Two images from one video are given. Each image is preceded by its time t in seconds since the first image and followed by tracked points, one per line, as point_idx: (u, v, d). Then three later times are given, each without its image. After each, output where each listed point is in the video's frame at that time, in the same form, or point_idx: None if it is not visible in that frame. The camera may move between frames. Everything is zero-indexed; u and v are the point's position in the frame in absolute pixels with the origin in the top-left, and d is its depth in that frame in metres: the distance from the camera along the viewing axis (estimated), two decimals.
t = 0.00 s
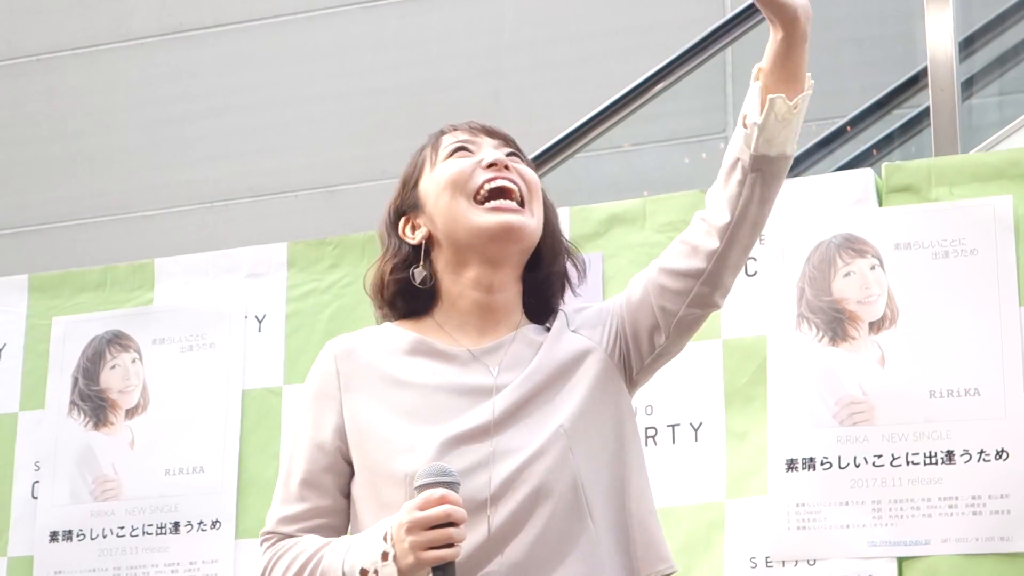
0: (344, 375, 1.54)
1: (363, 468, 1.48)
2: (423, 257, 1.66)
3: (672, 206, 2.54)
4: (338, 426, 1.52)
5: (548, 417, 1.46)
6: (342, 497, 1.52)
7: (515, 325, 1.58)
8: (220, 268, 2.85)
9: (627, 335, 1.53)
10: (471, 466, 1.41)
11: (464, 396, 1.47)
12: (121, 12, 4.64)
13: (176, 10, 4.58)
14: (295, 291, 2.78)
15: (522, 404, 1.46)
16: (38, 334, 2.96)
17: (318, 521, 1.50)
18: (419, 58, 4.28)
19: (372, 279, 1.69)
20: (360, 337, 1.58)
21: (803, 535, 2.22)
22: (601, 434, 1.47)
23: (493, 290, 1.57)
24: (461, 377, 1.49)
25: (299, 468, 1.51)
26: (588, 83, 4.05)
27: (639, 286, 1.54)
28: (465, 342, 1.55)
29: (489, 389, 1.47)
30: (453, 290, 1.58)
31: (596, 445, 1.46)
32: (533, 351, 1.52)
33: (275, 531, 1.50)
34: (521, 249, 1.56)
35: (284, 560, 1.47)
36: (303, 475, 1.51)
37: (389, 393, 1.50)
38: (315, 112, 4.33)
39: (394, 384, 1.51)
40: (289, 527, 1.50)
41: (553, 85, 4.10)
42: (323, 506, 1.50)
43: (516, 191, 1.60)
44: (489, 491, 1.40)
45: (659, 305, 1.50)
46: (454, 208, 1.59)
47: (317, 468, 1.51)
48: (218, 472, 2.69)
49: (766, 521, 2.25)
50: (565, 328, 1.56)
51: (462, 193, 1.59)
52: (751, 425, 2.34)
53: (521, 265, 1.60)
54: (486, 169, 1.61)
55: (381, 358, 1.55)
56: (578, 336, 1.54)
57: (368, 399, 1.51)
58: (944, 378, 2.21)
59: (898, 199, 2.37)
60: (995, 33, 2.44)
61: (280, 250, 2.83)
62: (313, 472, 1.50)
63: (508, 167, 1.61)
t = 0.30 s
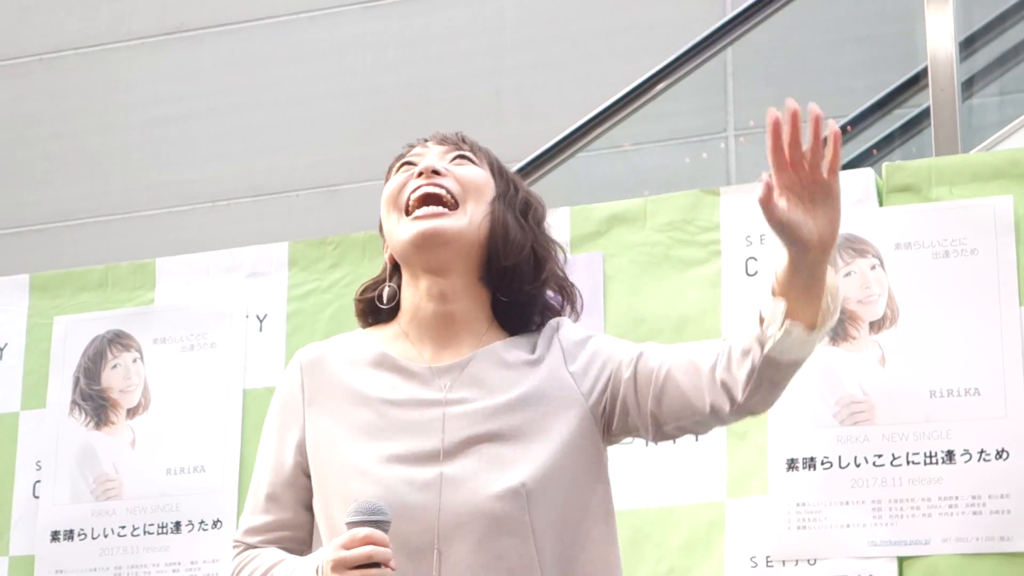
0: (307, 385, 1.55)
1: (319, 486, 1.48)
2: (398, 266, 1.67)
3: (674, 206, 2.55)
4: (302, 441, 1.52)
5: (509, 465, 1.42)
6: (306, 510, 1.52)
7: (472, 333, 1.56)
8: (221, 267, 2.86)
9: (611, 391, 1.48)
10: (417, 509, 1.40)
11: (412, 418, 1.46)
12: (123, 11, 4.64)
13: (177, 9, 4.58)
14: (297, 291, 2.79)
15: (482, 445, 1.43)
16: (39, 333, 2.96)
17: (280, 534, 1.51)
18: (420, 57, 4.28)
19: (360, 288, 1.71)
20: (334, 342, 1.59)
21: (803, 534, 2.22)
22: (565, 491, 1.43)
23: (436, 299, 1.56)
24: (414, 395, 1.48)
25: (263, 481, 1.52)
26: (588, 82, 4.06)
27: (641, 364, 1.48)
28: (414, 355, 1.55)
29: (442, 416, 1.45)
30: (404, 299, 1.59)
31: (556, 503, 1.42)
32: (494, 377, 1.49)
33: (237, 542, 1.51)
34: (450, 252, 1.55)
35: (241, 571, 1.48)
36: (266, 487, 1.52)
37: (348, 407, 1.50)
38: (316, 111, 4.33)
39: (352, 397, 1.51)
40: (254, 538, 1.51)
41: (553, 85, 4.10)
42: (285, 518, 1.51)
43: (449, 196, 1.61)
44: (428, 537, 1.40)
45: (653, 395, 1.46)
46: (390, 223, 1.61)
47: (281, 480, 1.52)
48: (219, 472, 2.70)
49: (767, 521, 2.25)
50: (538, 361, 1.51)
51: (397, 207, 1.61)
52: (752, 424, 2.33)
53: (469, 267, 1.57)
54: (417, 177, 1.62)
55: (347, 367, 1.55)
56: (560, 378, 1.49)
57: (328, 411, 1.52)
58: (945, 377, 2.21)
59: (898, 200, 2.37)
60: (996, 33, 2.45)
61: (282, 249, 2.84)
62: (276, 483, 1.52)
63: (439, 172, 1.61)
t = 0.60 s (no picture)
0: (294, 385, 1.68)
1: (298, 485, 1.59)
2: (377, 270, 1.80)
3: (676, 205, 2.54)
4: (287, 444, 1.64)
5: (463, 477, 1.52)
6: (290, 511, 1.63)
7: (446, 330, 1.68)
8: (222, 266, 2.85)
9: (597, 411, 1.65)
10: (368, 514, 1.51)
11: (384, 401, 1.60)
12: (123, 10, 4.63)
13: (178, 9, 4.58)
14: (298, 290, 2.78)
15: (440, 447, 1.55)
16: (40, 333, 2.96)
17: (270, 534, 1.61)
18: (421, 56, 4.28)
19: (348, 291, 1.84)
20: (321, 348, 1.70)
21: (805, 534, 2.22)
22: (510, 509, 1.52)
23: (411, 297, 1.68)
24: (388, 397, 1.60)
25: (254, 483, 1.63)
26: (590, 81, 4.05)
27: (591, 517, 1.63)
28: (395, 348, 1.67)
29: (410, 418, 1.57)
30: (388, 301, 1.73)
31: (502, 514, 1.51)
32: (457, 388, 1.60)
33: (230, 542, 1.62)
34: (420, 255, 1.65)
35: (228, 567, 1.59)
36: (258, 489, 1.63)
37: (330, 397, 1.63)
38: (318, 111, 4.33)
39: (332, 383, 1.65)
40: (242, 537, 1.61)
41: (554, 84, 4.10)
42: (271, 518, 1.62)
43: (420, 196, 1.70)
44: (382, 539, 1.50)
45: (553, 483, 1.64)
46: (366, 224, 1.71)
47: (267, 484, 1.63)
48: (220, 472, 2.70)
49: (769, 521, 2.25)
50: (497, 381, 1.61)
51: (373, 208, 1.71)
52: (754, 424, 2.32)
53: (442, 267, 1.68)
54: (391, 179, 1.72)
55: (332, 373, 1.66)
56: (529, 417, 1.59)
57: (313, 404, 1.64)
58: (946, 377, 2.21)
59: (900, 199, 2.37)
60: (997, 33, 2.44)
61: (282, 248, 2.83)
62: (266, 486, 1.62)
63: (411, 173, 1.71)
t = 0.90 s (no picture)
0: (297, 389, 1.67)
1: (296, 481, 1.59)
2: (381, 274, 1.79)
3: (676, 204, 2.54)
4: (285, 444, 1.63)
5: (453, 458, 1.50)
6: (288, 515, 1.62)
7: (444, 327, 1.64)
8: (221, 265, 2.85)
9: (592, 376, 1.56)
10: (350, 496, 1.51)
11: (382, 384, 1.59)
12: (123, 9, 4.63)
13: (178, 8, 4.57)
14: (298, 290, 2.78)
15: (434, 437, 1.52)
16: (39, 332, 2.95)
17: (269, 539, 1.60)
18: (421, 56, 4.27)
19: (355, 294, 1.84)
20: (329, 357, 1.70)
21: (804, 534, 2.21)
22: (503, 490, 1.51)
23: (410, 292, 1.65)
24: (385, 382, 1.59)
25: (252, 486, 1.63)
26: (590, 81, 4.05)
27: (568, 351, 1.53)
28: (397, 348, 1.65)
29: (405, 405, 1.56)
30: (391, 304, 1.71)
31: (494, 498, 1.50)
32: (453, 374, 1.58)
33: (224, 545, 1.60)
34: (418, 249, 1.64)
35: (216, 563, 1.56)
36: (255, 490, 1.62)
37: (332, 394, 1.63)
38: (318, 111, 4.32)
39: (338, 369, 1.66)
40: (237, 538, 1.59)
41: (554, 84, 4.09)
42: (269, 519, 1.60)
43: (422, 198, 1.68)
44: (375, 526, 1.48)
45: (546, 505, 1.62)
46: (367, 225, 1.69)
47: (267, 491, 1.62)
48: (219, 471, 2.69)
49: (769, 521, 2.24)
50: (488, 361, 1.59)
51: (375, 211, 1.70)
52: (755, 423, 2.32)
53: (442, 264, 1.66)
54: (395, 183, 1.70)
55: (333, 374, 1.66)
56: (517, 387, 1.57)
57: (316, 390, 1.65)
58: (946, 378, 2.21)
59: (900, 198, 2.37)
60: (997, 33, 2.43)
61: (282, 248, 2.82)
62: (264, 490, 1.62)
63: (413, 178, 1.69)
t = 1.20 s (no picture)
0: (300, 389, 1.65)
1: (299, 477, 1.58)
2: (373, 274, 1.77)
3: (675, 201, 2.53)
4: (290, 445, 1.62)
5: (437, 430, 1.49)
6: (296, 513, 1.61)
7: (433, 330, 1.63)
8: (218, 263, 2.84)
9: (561, 345, 1.55)
10: (337, 472, 1.50)
11: (366, 385, 1.58)
12: (120, 6, 4.62)
13: (175, 5, 4.57)
14: (296, 287, 2.77)
15: (416, 405, 1.50)
16: (36, 329, 2.94)
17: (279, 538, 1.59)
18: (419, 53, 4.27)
19: (345, 293, 1.83)
20: (325, 359, 1.67)
21: (802, 532, 2.21)
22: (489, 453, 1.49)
23: (399, 300, 1.64)
24: (370, 382, 1.58)
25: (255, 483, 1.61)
26: (589, 79, 4.05)
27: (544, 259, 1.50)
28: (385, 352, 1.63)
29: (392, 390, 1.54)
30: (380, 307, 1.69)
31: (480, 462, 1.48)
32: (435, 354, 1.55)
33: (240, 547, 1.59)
34: (410, 259, 1.62)
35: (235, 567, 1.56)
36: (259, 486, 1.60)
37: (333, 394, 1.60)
38: (315, 107, 4.31)
39: (326, 372, 1.65)
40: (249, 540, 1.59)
41: (552, 81, 4.09)
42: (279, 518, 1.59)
43: (415, 202, 1.66)
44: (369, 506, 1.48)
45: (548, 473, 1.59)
46: (362, 227, 1.68)
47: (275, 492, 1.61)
48: (217, 468, 2.69)
49: (768, 519, 2.24)
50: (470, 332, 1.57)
51: (370, 212, 1.68)
52: (752, 421, 2.32)
53: (433, 272, 1.64)
54: (388, 183, 1.68)
55: (332, 376, 1.63)
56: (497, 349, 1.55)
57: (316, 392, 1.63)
58: (945, 376, 2.20)
59: (898, 197, 2.36)
60: (996, 31, 2.42)
61: (279, 245, 2.82)
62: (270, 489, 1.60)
63: (408, 179, 1.67)
